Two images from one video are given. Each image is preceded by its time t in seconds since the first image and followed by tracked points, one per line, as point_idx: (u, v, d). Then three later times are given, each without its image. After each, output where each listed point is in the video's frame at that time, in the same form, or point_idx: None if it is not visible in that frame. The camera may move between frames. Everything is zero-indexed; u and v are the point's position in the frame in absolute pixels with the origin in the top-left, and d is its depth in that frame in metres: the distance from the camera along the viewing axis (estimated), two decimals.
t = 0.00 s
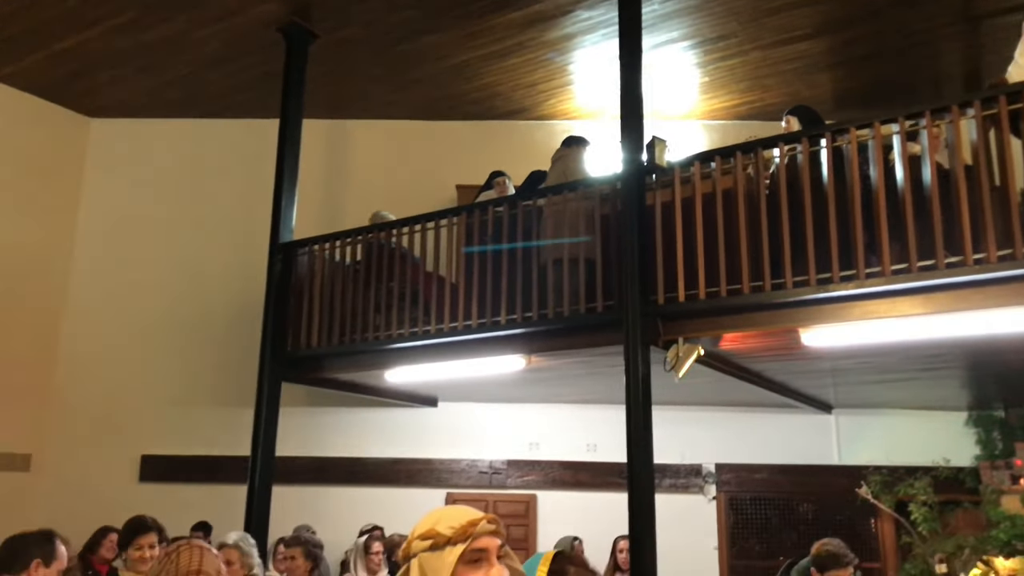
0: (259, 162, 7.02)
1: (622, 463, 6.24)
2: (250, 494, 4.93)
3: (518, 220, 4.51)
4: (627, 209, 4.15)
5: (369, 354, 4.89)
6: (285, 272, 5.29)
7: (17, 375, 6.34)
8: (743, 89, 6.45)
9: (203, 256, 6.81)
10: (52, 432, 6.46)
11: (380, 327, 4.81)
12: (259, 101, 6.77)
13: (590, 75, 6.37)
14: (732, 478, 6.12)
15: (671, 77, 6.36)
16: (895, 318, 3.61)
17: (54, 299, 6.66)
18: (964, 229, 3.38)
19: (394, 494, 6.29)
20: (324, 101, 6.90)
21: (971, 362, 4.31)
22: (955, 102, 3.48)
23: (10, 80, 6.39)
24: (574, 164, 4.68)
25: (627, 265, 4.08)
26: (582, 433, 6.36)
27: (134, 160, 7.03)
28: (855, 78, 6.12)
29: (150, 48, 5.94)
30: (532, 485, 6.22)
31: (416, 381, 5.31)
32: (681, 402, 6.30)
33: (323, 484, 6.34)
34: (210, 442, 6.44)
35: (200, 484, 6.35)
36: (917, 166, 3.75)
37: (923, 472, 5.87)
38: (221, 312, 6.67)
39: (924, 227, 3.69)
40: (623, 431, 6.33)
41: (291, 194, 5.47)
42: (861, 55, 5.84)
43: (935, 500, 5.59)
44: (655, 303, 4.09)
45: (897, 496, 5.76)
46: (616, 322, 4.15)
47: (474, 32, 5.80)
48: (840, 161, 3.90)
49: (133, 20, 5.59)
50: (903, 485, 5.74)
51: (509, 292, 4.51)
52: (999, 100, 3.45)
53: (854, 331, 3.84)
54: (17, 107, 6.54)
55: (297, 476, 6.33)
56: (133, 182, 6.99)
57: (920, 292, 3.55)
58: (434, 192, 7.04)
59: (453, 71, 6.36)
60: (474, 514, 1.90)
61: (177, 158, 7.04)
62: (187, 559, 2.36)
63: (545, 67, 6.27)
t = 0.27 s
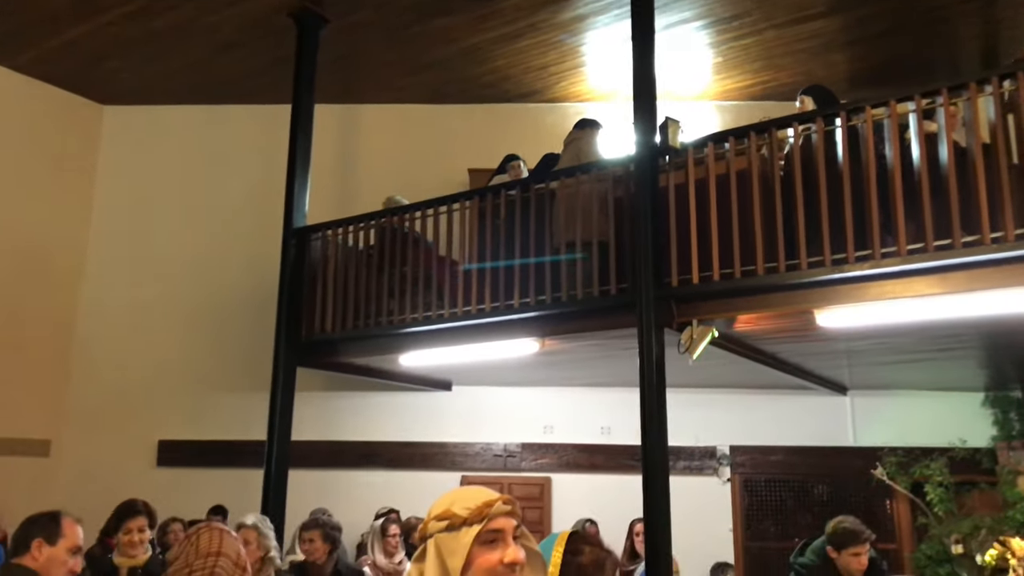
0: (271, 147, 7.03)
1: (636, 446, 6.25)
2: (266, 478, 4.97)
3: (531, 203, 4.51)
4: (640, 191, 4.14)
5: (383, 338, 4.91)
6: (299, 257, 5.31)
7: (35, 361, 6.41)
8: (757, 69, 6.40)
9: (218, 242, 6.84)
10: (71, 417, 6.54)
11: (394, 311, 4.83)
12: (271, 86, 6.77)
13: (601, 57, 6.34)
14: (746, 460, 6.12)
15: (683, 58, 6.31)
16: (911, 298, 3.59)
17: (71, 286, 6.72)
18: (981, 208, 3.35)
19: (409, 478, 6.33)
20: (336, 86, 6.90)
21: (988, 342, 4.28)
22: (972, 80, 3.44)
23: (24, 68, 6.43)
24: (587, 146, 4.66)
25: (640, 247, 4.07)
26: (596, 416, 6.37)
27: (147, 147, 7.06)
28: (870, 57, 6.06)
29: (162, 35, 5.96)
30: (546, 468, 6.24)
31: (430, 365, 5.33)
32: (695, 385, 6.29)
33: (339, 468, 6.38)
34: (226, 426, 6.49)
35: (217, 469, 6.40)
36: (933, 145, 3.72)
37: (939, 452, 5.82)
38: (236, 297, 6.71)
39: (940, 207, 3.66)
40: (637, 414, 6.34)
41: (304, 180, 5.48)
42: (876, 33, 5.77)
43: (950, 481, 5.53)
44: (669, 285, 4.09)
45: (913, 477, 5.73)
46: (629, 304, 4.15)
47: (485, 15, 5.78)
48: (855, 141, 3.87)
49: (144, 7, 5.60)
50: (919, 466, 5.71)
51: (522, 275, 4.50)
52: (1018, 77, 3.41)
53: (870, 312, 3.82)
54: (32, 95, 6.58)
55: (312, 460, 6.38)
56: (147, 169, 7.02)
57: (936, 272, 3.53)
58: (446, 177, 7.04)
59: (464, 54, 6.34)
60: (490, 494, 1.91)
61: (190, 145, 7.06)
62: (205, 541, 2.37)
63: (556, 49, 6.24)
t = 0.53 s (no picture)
0: (280, 132, 7.02)
1: (646, 429, 6.25)
2: (279, 462, 5.00)
3: (540, 185, 4.49)
4: (650, 173, 4.12)
5: (393, 322, 4.92)
6: (308, 242, 5.31)
7: (48, 346, 6.45)
8: (767, 49, 6.34)
9: (227, 227, 6.85)
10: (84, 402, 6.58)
11: (404, 295, 4.83)
12: (279, 70, 6.76)
13: (610, 38, 6.30)
14: (757, 442, 6.12)
15: (693, 39, 6.27)
16: (924, 279, 3.57)
17: (82, 272, 6.75)
18: (994, 188, 3.33)
19: (420, 461, 6.36)
20: (343, 70, 6.88)
21: (1000, 323, 4.26)
22: (986, 58, 3.40)
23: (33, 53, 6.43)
24: (597, 129, 4.63)
25: (650, 230, 4.06)
26: (606, 399, 6.38)
27: (156, 132, 7.06)
28: (882, 37, 6.00)
29: (171, 20, 5.95)
30: (557, 451, 6.26)
31: (440, 348, 5.34)
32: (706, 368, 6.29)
33: (350, 451, 6.42)
34: (239, 410, 6.53)
35: (230, 453, 6.45)
36: (946, 124, 3.68)
37: (950, 434, 5.80)
38: (246, 282, 6.73)
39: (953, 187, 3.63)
40: (647, 397, 6.34)
41: (313, 164, 5.48)
42: (888, 12, 5.71)
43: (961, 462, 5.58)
44: (679, 268, 4.07)
45: (924, 459, 5.73)
46: (640, 287, 4.14)
47: None
48: (866, 121, 3.84)
49: None
50: (930, 447, 5.70)
51: (531, 259, 4.50)
52: None
53: (881, 293, 3.80)
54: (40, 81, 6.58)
55: (324, 443, 6.42)
56: (156, 154, 7.03)
57: (949, 253, 3.50)
58: (454, 160, 7.02)
59: (472, 37, 6.31)
60: (499, 475, 1.90)
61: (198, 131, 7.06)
62: (220, 524, 2.38)
63: (565, 31, 6.20)
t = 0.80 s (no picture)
0: (285, 114, 7.01)
1: (653, 409, 6.26)
2: (287, 442, 5.03)
3: (547, 166, 4.48)
4: (657, 154, 4.10)
5: (400, 304, 4.93)
6: (315, 223, 5.31)
7: (57, 329, 6.48)
8: (776, 28, 6.29)
9: (234, 209, 6.85)
10: (93, 384, 6.62)
11: (410, 277, 4.83)
12: (284, 52, 6.74)
13: (617, 17, 6.25)
14: (764, 423, 6.13)
15: (700, 18, 6.22)
16: (932, 259, 3.55)
17: (90, 255, 6.77)
18: (1004, 166, 3.30)
19: (428, 442, 6.38)
20: (349, 50, 6.86)
21: (1009, 304, 4.24)
22: (996, 35, 3.37)
23: (38, 36, 6.43)
24: (605, 109, 4.61)
25: (657, 210, 4.05)
26: (613, 380, 6.39)
27: (162, 115, 7.06)
28: (891, 14, 5.94)
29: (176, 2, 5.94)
30: (564, 432, 6.27)
31: (447, 330, 5.35)
32: (713, 348, 6.29)
33: (358, 433, 6.45)
34: (247, 392, 6.56)
35: (238, 434, 6.48)
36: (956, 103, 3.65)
37: (957, 415, 5.80)
38: (253, 265, 6.74)
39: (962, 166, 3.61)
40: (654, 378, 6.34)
41: (319, 146, 5.47)
42: None
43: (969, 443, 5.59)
44: (686, 249, 4.06)
45: (931, 439, 5.75)
46: (647, 268, 4.13)
47: None
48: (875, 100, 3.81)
49: None
50: (938, 428, 5.73)
51: (538, 240, 4.49)
52: None
53: (890, 273, 3.78)
54: (46, 63, 6.58)
55: (332, 425, 6.45)
56: (162, 137, 7.02)
57: (958, 232, 3.49)
58: (460, 141, 6.99)
59: (477, 17, 6.28)
60: (504, 454, 1.94)
61: (204, 113, 7.05)
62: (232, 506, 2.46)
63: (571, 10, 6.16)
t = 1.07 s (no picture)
0: (287, 94, 6.97)
1: (657, 387, 6.27)
2: (293, 422, 5.05)
3: (551, 144, 4.46)
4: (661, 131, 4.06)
5: (405, 284, 4.93)
6: (318, 203, 5.30)
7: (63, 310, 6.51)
8: (781, 3, 6.23)
9: (237, 190, 6.84)
10: (100, 365, 6.65)
11: (414, 256, 4.83)
12: (286, 31, 6.70)
13: None
14: (768, 401, 6.13)
15: None
16: (937, 235, 3.54)
17: (94, 236, 6.78)
18: (1010, 142, 3.28)
19: (433, 420, 6.41)
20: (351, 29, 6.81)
21: (1015, 279, 4.22)
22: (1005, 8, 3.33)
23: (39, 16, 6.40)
24: (610, 85, 4.57)
25: (661, 188, 4.03)
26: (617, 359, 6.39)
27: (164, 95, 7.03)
28: None
29: None
30: (568, 410, 6.30)
31: (451, 309, 5.35)
32: (718, 326, 6.28)
33: (363, 412, 6.48)
34: (251, 372, 6.57)
35: (244, 414, 6.51)
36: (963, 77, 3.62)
37: (962, 391, 5.81)
38: (257, 245, 6.74)
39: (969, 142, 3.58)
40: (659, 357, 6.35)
41: (321, 125, 5.44)
42: None
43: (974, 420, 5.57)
44: (690, 226, 4.05)
45: (936, 416, 5.73)
46: (651, 245, 4.12)
47: None
48: (881, 75, 3.77)
49: None
50: (942, 405, 5.71)
51: (542, 219, 4.48)
52: None
53: (894, 249, 3.77)
54: (47, 43, 6.56)
55: (337, 404, 6.48)
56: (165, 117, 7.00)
57: (963, 208, 3.47)
58: (463, 120, 6.97)
59: None
60: (509, 429, 1.95)
61: (206, 94, 7.02)
62: (241, 483, 2.61)
63: None
